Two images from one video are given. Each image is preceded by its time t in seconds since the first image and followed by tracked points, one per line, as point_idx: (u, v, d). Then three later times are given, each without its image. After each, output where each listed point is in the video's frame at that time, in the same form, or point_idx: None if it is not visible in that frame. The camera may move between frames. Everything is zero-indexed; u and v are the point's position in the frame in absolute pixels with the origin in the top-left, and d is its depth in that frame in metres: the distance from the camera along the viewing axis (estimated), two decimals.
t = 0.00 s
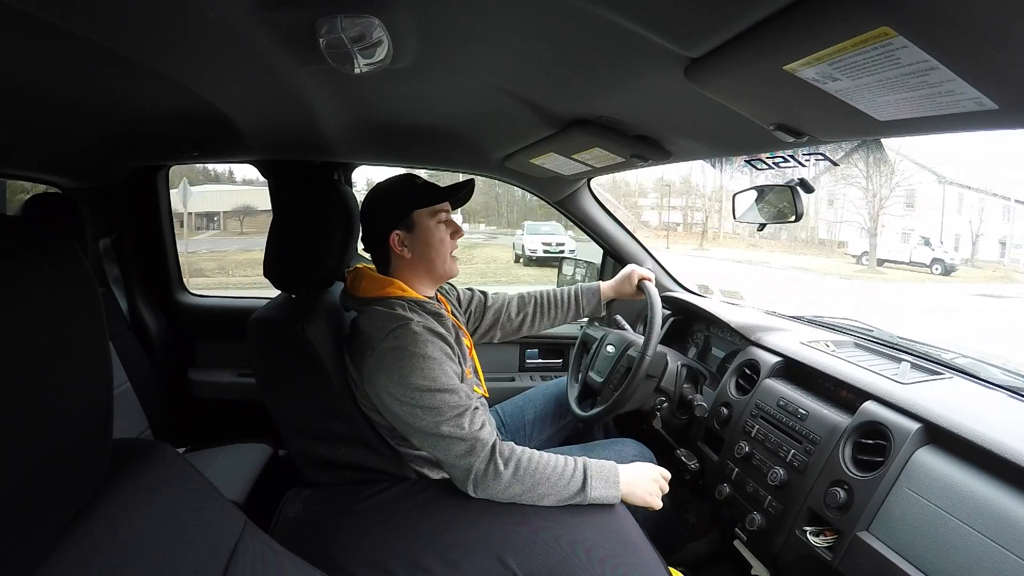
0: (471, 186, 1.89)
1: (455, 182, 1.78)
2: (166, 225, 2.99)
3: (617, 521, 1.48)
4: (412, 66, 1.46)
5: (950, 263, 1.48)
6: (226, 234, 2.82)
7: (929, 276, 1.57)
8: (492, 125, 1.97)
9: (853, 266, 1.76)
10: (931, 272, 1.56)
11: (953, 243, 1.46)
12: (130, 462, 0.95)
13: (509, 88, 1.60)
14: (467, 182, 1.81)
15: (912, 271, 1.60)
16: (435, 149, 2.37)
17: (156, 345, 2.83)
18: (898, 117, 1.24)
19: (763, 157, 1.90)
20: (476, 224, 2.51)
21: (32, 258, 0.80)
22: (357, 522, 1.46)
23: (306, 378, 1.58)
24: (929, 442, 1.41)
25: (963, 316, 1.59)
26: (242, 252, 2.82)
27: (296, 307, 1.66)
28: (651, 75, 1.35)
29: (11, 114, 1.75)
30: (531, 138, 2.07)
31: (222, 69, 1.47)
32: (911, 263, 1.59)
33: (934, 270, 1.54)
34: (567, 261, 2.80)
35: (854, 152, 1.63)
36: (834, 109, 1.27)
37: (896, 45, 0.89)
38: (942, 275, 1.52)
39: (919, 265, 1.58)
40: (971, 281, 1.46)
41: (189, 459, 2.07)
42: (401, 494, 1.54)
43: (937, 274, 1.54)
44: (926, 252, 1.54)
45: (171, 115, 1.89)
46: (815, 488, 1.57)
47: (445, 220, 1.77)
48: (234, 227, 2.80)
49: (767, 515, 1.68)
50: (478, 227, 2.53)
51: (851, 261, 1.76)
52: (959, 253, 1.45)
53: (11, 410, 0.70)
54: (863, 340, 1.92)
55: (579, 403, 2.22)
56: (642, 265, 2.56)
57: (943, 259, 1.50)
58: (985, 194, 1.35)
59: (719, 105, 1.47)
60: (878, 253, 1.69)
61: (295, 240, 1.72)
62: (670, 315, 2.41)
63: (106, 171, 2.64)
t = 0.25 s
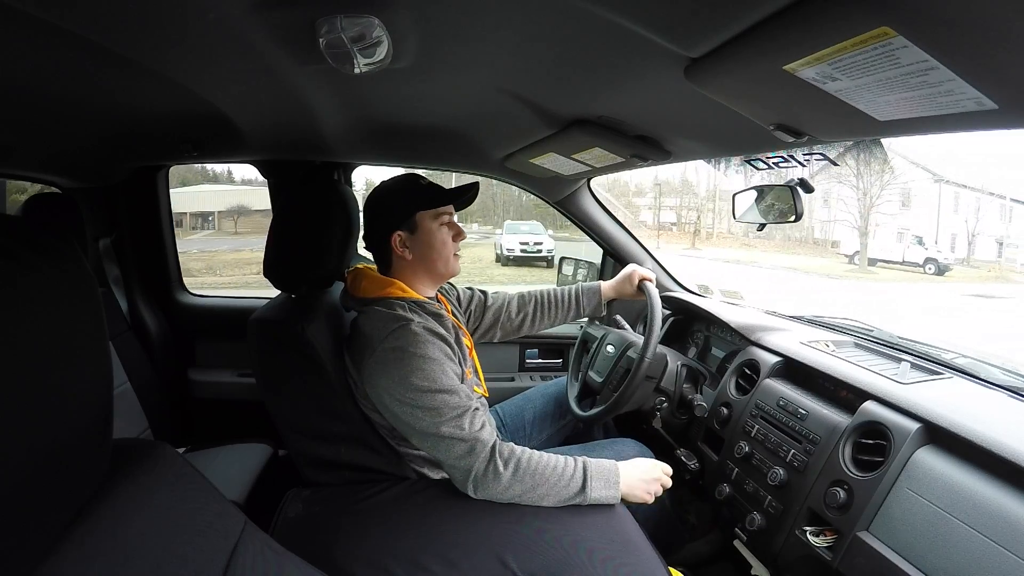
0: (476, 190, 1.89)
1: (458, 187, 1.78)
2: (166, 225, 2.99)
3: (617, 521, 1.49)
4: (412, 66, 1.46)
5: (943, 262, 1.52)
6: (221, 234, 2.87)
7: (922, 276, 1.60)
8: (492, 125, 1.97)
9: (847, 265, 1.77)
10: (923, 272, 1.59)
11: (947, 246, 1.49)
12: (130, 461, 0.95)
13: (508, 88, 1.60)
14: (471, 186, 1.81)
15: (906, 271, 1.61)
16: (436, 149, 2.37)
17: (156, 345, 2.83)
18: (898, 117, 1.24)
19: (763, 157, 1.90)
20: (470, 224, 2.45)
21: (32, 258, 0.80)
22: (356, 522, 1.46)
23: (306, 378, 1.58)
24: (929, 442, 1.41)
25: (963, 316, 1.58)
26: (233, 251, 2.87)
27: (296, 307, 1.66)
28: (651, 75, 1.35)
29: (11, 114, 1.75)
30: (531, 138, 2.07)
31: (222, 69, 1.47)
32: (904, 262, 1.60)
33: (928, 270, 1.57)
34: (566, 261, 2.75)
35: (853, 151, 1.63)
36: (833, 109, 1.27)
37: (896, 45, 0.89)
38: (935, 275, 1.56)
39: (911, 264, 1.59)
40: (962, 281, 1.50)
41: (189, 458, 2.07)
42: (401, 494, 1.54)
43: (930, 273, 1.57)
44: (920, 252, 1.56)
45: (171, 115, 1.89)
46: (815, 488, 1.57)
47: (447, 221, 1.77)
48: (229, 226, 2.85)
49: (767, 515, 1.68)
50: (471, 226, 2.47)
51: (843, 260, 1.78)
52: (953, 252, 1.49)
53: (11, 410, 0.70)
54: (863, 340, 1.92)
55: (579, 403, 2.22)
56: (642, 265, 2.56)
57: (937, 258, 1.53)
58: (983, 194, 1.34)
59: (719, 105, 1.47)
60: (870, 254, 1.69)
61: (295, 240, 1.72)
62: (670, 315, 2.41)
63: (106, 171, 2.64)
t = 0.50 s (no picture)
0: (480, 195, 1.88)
1: (463, 188, 1.77)
2: (166, 225, 2.99)
3: (618, 521, 1.49)
4: (411, 66, 1.46)
5: (937, 262, 1.53)
6: (216, 234, 2.90)
7: (915, 275, 1.62)
8: (492, 125, 1.97)
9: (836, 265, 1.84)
10: (917, 271, 1.60)
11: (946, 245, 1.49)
12: (130, 462, 0.95)
13: (508, 88, 1.60)
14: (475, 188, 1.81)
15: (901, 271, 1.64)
16: (436, 149, 2.37)
17: (156, 346, 2.83)
18: (899, 117, 1.24)
19: (763, 157, 1.90)
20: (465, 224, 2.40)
21: (32, 258, 0.80)
22: (356, 522, 1.46)
23: (306, 378, 1.58)
24: (929, 442, 1.41)
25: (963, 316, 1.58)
26: (224, 252, 2.91)
27: (296, 307, 1.66)
28: (651, 75, 1.35)
29: (11, 114, 1.75)
30: (531, 138, 2.07)
31: (222, 69, 1.47)
32: (897, 260, 1.63)
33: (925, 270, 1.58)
34: (566, 261, 2.75)
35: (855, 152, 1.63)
36: (833, 109, 1.27)
37: (896, 45, 0.89)
38: (928, 274, 1.57)
39: (904, 263, 1.61)
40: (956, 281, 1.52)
41: (189, 458, 2.07)
42: (402, 494, 1.54)
43: (923, 272, 1.58)
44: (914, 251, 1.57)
45: (171, 115, 1.89)
46: (815, 488, 1.57)
47: (450, 221, 1.77)
48: (223, 227, 2.88)
49: (767, 515, 1.68)
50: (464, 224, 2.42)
51: (836, 260, 1.83)
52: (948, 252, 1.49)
53: (11, 410, 0.70)
54: (863, 340, 1.92)
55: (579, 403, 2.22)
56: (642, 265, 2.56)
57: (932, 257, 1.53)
58: (985, 194, 1.36)
59: (719, 105, 1.47)
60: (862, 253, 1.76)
61: (296, 240, 1.71)
62: (670, 315, 2.41)
63: (106, 171, 2.64)
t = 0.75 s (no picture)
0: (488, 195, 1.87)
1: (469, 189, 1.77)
2: (166, 225, 2.99)
3: (617, 521, 1.49)
4: (411, 66, 1.46)
5: (930, 262, 1.57)
6: (210, 234, 2.91)
7: (905, 275, 1.66)
8: (492, 125, 1.97)
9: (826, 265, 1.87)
10: (909, 270, 1.64)
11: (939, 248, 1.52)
12: (130, 461, 0.95)
13: (508, 88, 1.60)
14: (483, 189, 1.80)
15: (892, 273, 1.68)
16: (436, 149, 2.37)
17: (156, 346, 2.83)
18: (899, 117, 1.24)
19: (764, 157, 1.90)
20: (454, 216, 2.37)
21: (32, 258, 0.80)
22: (356, 522, 1.46)
23: (306, 378, 1.58)
24: (929, 442, 1.41)
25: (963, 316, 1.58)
26: (213, 252, 2.95)
27: (296, 307, 1.66)
28: (651, 75, 1.35)
29: (11, 114, 1.75)
30: (531, 138, 2.07)
31: (222, 69, 1.47)
32: (888, 261, 1.67)
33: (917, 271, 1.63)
34: (566, 260, 2.74)
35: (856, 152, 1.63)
36: (833, 109, 1.27)
37: (895, 45, 0.89)
38: (921, 274, 1.61)
39: (896, 264, 1.66)
40: (950, 281, 1.55)
41: (189, 458, 2.07)
42: (402, 493, 1.54)
43: (915, 273, 1.62)
44: (907, 251, 1.61)
45: (171, 115, 1.89)
46: (815, 488, 1.57)
47: (455, 223, 1.77)
48: (217, 227, 2.88)
49: (767, 515, 1.68)
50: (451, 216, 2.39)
51: (827, 260, 1.86)
52: (944, 253, 1.52)
53: (11, 410, 0.70)
54: (863, 340, 1.92)
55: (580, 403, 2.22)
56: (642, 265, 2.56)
57: (923, 257, 1.59)
58: (985, 194, 1.36)
59: (719, 105, 1.47)
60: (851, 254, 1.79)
61: (296, 240, 1.72)
62: (670, 315, 2.41)
63: (106, 171, 2.64)
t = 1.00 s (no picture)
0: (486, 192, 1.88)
1: (468, 188, 1.77)
2: (166, 225, 2.99)
3: (618, 521, 1.48)
4: (411, 66, 1.46)
5: (923, 261, 1.57)
6: (204, 235, 2.94)
7: (899, 274, 1.68)
8: (492, 124, 1.97)
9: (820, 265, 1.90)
10: (902, 270, 1.66)
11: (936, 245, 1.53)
12: (130, 461, 0.95)
13: (508, 88, 1.60)
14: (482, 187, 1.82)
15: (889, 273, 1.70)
16: (436, 149, 2.37)
17: (156, 346, 2.83)
18: (899, 117, 1.24)
19: (764, 157, 1.90)
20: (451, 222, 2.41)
21: (32, 259, 0.80)
22: (356, 522, 1.46)
23: (306, 378, 1.58)
24: (929, 442, 1.41)
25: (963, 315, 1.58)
26: (203, 252, 2.98)
27: (296, 307, 1.66)
28: (651, 75, 1.35)
29: (11, 114, 1.75)
30: (531, 138, 2.07)
31: (222, 68, 1.47)
32: (882, 260, 1.71)
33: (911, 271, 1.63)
34: (566, 261, 2.74)
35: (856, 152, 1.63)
36: (834, 109, 1.27)
37: (895, 45, 0.89)
38: (914, 274, 1.62)
39: (889, 263, 1.69)
40: (944, 281, 1.56)
41: (189, 458, 2.07)
42: (401, 493, 1.54)
43: (909, 272, 1.63)
44: (900, 250, 1.64)
45: (171, 114, 1.89)
46: (815, 488, 1.57)
47: (456, 221, 1.77)
48: (212, 228, 2.90)
49: (767, 515, 1.68)
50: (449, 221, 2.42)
51: (818, 260, 1.91)
52: (938, 252, 1.52)
53: (11, 410, 0.70)
54: (863, 340, 1.92)
55: (579, 403, 2.22)
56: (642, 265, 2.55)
57: (915, 258, 1.59)
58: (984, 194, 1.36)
59: (719, 105, 1.47)
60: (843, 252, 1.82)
61: (296, 240, 1.71)
62: (670, 315, 2.41)
63: (106, 171, 2.64)
